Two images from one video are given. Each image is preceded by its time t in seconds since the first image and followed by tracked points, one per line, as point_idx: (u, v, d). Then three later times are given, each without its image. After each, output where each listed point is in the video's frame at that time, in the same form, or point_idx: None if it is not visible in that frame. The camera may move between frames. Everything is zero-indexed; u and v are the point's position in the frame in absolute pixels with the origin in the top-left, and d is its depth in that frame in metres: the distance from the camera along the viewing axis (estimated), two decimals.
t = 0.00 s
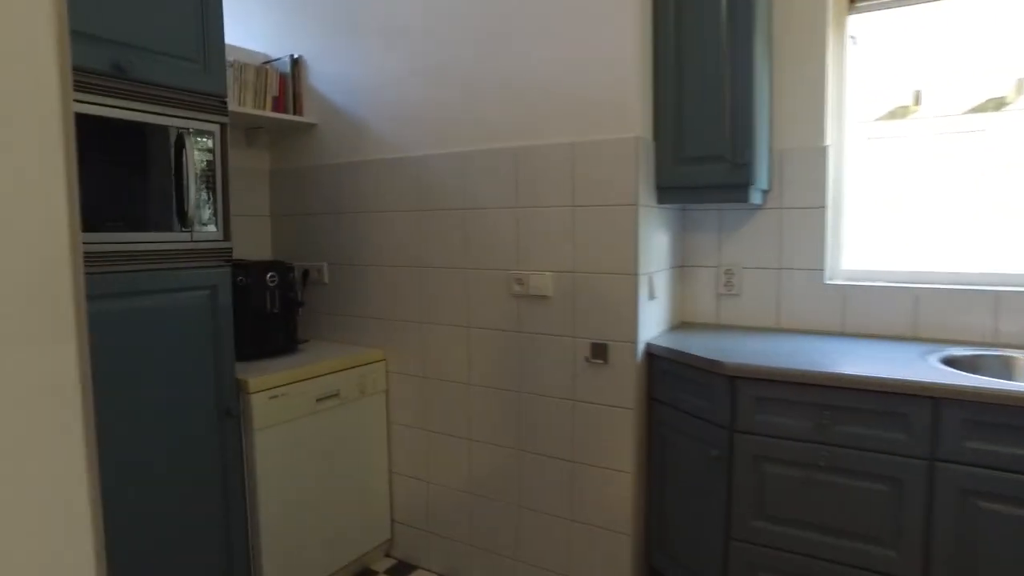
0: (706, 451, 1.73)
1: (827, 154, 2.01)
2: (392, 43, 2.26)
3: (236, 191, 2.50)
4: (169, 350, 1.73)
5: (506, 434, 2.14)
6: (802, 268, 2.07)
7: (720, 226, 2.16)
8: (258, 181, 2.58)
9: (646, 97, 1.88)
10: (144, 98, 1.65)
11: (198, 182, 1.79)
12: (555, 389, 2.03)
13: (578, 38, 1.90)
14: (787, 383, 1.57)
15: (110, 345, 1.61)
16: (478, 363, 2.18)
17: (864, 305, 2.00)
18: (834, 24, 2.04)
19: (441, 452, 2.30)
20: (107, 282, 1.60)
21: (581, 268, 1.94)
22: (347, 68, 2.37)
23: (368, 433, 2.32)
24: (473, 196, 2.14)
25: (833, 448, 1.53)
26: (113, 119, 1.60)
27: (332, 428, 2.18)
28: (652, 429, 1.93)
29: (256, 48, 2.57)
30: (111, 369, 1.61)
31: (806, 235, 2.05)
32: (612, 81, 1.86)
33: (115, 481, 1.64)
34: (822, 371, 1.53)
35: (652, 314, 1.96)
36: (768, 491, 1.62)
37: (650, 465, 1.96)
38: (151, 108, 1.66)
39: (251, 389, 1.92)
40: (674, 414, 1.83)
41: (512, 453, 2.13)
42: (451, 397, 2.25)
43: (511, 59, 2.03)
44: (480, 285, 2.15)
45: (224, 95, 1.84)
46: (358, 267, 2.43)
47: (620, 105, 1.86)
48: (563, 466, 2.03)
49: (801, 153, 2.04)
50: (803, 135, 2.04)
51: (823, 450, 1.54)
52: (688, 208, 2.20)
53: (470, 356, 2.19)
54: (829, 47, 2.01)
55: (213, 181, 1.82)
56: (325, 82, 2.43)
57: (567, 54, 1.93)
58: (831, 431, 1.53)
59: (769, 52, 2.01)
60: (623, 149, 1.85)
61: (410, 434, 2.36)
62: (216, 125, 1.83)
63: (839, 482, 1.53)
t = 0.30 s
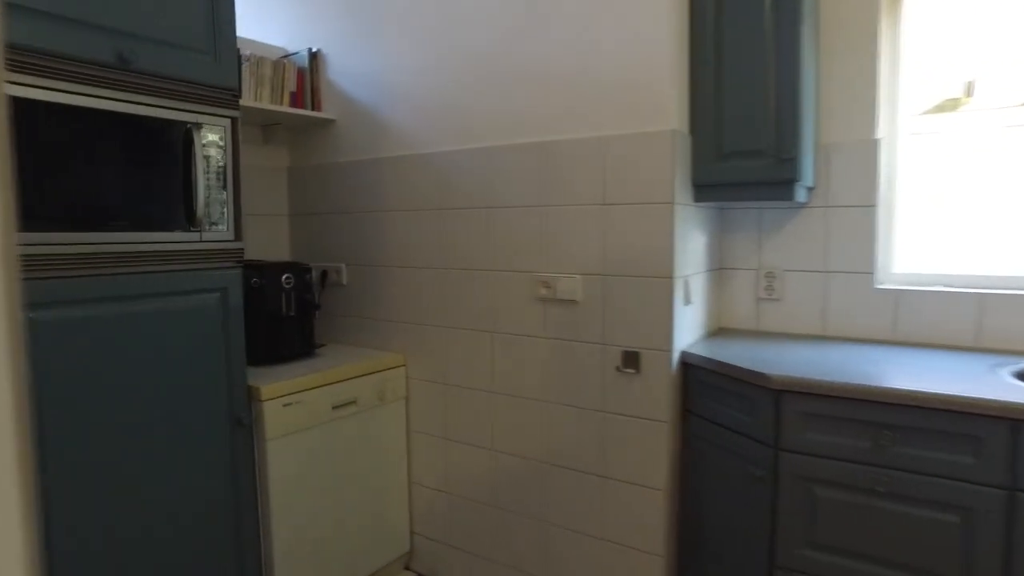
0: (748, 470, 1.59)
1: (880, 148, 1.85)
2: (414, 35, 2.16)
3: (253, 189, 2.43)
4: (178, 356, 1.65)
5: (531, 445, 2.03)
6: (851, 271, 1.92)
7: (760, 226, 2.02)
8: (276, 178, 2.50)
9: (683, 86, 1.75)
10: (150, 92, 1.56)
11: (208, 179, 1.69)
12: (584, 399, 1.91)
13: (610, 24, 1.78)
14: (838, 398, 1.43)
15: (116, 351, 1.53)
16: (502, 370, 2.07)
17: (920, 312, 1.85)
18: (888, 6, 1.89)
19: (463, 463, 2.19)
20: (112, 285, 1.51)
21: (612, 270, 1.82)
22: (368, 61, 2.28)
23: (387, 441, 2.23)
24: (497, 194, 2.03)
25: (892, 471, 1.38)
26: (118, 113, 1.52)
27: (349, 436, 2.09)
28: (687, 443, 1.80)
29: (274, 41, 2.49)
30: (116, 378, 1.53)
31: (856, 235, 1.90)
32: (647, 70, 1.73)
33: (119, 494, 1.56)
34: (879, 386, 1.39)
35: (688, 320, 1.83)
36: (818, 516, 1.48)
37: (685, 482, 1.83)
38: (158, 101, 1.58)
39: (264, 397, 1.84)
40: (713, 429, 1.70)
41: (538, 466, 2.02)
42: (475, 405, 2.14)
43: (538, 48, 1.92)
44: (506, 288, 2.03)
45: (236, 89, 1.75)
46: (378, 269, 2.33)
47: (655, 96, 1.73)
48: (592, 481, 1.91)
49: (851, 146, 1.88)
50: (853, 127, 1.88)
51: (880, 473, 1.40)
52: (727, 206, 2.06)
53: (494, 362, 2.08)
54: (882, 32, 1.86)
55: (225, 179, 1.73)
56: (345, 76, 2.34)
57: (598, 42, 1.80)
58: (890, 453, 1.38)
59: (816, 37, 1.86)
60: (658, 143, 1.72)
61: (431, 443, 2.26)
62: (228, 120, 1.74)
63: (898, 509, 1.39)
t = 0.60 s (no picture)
0: (803, 497, 1.44)
1: (955, 140, 1.67)
2: (444, 26, 2.07)
3: (281, 188, 2.36)
4: (192, 360, 1.61)
5: (565, 460, 1.91)
6: (920, 277, 1.73)
7: (817, 226, 1.85)
8: (304, 178, 2.44)
9: (731, 74, 1.61)
10: (164, 86, 1.51)
11: (225, 178, 1.63)
12: (621, 413, 1.78)
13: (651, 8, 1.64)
14: (908, 421, 1.27)
15: (126, 355, 1.50)
16: (535, 380, 1.95)
17: (1000, 323, 1.66)
18: None
19: (494, 476, 2.08)
20: (123, 287, 1.48)
21: (652, 275, 1.69)
22: (397, 55, 2.19)
23: (414, 451, 2.14)
24: (530, 193, 1.91)
25: (972, 508, 1.22)
26: (130, 109, 1.47)
27: (374, 445, 2.00)
28: (734, 464, 1.66)
29: (303, 37, 2.43)
30: (127, 381, 1.50)
31: (926, 237, 1.72)
32: (691, 57, 1.59)
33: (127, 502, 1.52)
34: (954, 408, 1.23)
35: (736, 329, 1.68)
36: (883, 554, 1.32)
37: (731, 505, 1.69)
38: (170, 96, 1.52)
39: (284, 404, 1.76)
40: (764, 450, 1.55)
41: (572, 482, 1.90)
42: (505, 415, 2.04)
43: (573, 36, 1.79)
44: (539, 292, 1.92)
45: (256, 84, 1.68)
46: (407, 271, 2.24)
47: (700, 85, 1.59)
48: (630, 501, 1.78)
49: (921, 139, 1.70)
50: (923, 117, 1.70)
51: (959, 509, 1.23)
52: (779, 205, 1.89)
53: (526, 371, 1.97)
54: (959, 11, 1.67)
55: (245, 177, 1.66)
56: (374, 71, 2.25)
57: (639, 27, 1.67)
58: (970, 487, 1.22)
59: (882, 18, 1.69)
60: (703, 136, 1.58)
61: (460, 454, 2.16)
62: (248, 116, 1.67)
63: (980, 549, 1.22)
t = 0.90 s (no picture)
0: (878, 532, 1.30)
1: None
2: (496, 22, 2.00)
3: (332, 190, 2.35)
4: (235, 365, 1.59)
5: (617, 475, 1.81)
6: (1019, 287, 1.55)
7: (898, 230, 1.68)
8: (356, 180, 2.42)
9: (802, 63, 1.47)
10: (206, 88, 1.49)
11: (268, 180, 1.61)
12: (677, 429, 1.67)
13: None
14: (1008, 455, 1.11)
15: (171, 359, 1.49)
16: (586, 390, 1.86)
17: None
18: None
19: (543, 488, 2.00)
20: (167, 291, 1.47)
21: (712, 282, 1.57)
22: (448, 54, 2.14)
23: (462, 460, 2.08)
24: (582, 194, 1.82)
25: None
26: (174, 112, 1.46)
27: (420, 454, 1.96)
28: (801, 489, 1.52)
29: (354, 37, 2.40)
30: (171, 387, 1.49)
31: None
32: (757, 46, 1.47)
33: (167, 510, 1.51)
34: None
35: (804, 341, 1.55)
36: None
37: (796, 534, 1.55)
38: (213, 98, 1.51)
39: (327, 411, 1.73)
40: (835, 477, 1.41)
41: (624, 499, 1.80)
42: (555, 426, 1.95)
43: (629, 28, 1.69)
44: (591, 299, 1.82)
45: (299, 83, 1.66)
46: (456, 274, 2.19)
47: (766, 77, 1.46)
48: (685, 522, 1.67)
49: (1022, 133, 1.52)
50: None
51: None
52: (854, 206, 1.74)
53: (577, 381, 1.88)
54: None
55: (288, 179, 1.64)
56: (424, 70, 2.21)
57: (700, 16, 1.56)
58: None
59: None
60: (770, 132, 1.45)
61: (508, 464, 2.10)
62: (291, 117, 1.64)
63: None
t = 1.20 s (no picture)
0: (962, 558, 1.19)
1: None
2: (554, 14, 1.95)
3: (391, 188, 2.37)
4: (290, 360, 1.61)
5: (676, 483, 1.74)
6: None
7: (989, 227, 1.54)
8: (415, 177, 2.42)
9: (882, 44, 1.35)
10: (264, 86, 1.51)
11: (323, 176, 1.61)
12: (740, 437, 1.58)
13: None
14: None
15: (228, 353, 1.51)
16: (644, 393, 1.80)
17: None
18: None
19: (599, 493, 1.95)
20: (224, 287, 1.50)
21: (779, 282, 1.48)
22: (506, 49, 2.11)
23: (516, 461, 2.05)
24: (642, 191, 1.76)
25: None
26: (233, 110, 1.48)
27: (473, 454, 1.94)
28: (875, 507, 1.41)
29: (413, 34, 2.40)
30: (228, 380, 1.52)
31: None
32: (831, 29, 1.37)
33: (225, 500, 1.54)
34: None
35: (881, 348, 1.43)
36: None
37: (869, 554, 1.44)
38: (272, 96, 1.53)
39: (380, 409, 1.73)
40: (916, 496, 1.30)
41: (683, 508, 1.73)
42: (612, 430, 1.89)
43: (691, 16, 1.61)
44: (650, 299, 1.76)
45: (354, 80, 1.66)
46: (513, 272, 2.16)
47: (839, 62, 1.36)
48: (747, 536, 1.59)
49: None
50: None
51: None
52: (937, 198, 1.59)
53: (634, 384, 1.82)
54: None
55: (343, 176, 1.64)
56: (483, 66, 2.19)
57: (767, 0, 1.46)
58: None
59: None
60: (843, 123, 1.35)
61: (564, 467, 2.05)
62: (346, 113, 1.65)
63: None
